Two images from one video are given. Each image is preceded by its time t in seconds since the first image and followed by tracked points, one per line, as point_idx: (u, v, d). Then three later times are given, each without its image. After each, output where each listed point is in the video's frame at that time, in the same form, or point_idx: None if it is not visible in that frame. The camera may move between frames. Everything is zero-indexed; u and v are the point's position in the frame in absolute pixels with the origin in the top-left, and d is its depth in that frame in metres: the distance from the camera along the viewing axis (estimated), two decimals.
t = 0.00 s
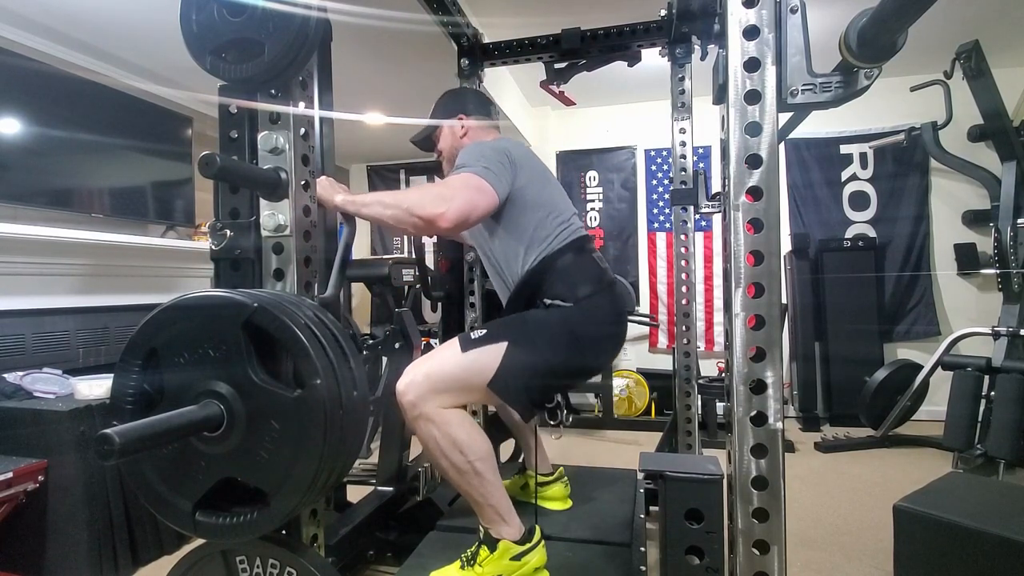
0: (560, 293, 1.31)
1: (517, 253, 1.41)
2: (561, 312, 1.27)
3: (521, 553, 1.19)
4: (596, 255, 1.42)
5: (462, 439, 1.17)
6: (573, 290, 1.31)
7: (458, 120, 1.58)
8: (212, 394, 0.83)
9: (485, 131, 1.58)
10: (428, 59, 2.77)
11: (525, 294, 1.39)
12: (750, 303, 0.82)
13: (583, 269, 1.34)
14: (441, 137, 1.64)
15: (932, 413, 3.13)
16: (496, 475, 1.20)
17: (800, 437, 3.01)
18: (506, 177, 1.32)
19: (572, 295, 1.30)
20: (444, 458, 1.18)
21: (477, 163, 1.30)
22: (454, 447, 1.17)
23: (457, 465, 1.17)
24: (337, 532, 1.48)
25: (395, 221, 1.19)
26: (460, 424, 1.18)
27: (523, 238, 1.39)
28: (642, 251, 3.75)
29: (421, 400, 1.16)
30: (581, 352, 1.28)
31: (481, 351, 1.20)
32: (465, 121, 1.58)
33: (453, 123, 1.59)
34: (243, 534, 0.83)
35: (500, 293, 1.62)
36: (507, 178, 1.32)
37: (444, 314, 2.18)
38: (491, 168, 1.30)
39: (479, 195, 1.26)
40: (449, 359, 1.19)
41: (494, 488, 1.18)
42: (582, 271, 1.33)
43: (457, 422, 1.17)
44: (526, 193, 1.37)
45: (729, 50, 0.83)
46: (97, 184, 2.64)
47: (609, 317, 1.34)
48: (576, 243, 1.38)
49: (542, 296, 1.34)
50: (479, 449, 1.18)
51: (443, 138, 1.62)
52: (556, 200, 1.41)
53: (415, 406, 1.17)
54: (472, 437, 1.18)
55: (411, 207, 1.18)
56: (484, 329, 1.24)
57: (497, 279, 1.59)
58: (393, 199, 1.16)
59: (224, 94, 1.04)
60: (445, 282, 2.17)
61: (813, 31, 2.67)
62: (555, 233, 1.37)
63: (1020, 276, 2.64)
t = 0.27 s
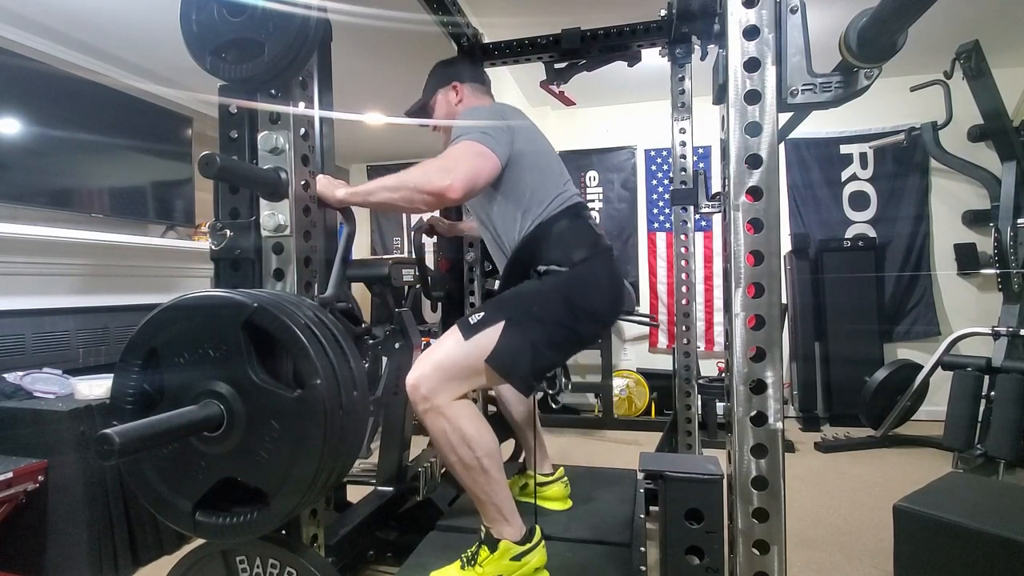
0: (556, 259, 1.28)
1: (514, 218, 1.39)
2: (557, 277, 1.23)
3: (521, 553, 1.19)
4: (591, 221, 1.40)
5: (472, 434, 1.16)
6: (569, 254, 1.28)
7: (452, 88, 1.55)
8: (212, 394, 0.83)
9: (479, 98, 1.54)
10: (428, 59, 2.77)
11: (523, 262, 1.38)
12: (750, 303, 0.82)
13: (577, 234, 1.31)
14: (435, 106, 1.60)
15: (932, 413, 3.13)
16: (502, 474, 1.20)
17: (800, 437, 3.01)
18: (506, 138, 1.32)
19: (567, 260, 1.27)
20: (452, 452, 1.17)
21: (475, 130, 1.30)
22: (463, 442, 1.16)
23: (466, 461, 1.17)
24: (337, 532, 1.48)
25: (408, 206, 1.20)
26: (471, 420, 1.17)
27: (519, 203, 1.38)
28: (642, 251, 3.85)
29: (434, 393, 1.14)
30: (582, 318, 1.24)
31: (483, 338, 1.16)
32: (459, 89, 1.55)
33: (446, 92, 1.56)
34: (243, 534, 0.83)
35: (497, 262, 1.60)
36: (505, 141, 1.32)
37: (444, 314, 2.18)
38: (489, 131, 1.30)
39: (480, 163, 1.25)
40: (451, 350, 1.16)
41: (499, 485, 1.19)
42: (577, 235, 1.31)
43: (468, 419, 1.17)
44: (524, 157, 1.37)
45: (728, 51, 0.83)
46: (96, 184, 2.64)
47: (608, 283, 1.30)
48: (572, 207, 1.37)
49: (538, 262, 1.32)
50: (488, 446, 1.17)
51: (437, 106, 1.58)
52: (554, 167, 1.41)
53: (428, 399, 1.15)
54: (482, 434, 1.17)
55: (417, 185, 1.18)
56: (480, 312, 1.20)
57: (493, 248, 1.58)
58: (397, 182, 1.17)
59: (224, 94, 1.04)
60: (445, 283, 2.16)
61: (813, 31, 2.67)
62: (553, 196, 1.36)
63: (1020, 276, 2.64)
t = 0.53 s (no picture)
0: (546, 208, 1.26)
1: (505, 163, 1.33)
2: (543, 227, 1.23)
3: (521, 553, 1.19)
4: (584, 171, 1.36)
5: (493, 423, 1.18)
6: (558, 202, 1.26)
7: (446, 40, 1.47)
8: (212, 394, 0.83)
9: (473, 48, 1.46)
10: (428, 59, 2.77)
11: (513, 212, 1.35)
12: (750, 303, 0.82)
13: (569, 181, 1.29)
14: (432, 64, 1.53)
15: (932, 413, 3.13)
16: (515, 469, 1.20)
17: (800, 437, 3.01)
18: (498, 84, 1.27)
19: (557, 208, 1.25)
20: (473, 441, 1.17)
21: (466, 75, 1.25)
22: (485, 431, 1.17)
23: (485, 450, 1.17)
24: (337, 532, 1.48)
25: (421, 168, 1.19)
26: (492, 408, 1.18)
27: (511, 147, 1.32)
28: (642, 251, 3.81)
29: (460, 378, 1.15)
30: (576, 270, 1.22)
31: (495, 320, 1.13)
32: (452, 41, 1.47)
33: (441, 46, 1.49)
34: (243, 534, 0.83)
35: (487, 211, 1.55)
36: (498, 83, 1.27)
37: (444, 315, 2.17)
38: (482, 75, 1.25)
39: (465, 104, 1.21)
40: (479, 335, 1.15)
41: (510, 485, 1.18)
42: (568, 182, 1.29)
43: (489, 407, 1.18)
44: (516, 100, 1.32)
45: (728, 51, 0.83)
46: (96, 184, 2.64)
47: (600, 229, 1.28)
48: (564, 156, 1.33)
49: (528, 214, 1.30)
50: (504, 440, 1.18)
51: (432, 62, 1.53)
52: (546, 113, 1.36)
53: (456, 384, 1.15)
54: (502, 425, 1.19)
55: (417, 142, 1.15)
56: (479, 291, 1.18)
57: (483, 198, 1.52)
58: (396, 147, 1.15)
59: (224, 94, 1.04)
60: (445, 282, 2.15)
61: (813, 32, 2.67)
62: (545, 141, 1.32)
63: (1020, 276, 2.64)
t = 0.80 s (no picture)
0: (531, 177, 1.23)
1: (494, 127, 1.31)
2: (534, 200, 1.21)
3: (522, 553, 1.17)
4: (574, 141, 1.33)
5: (520, 413, 1.16)
6: (544, 171, 1.23)
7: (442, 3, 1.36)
8: (212, 394, 0.83)
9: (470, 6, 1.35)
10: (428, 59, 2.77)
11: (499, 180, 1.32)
12: (750, 303, 0.82)
13: (556, 149, 1.25)
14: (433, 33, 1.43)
15: (932, 413, 3.13)
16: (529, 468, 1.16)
17: (800, 437, 3.01)
18: (494, 44, 1.21)
19: (541, 178, 1.23)
20: (498, 431, 1.16)
21: (460, 30, 1.19)
22: (510, 420, 1.15)
23: (506, 441, 1.15)
24: (337, 533, 1.48)
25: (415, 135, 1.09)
26: (522, 399, 1.17)
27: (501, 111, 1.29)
28: (642, 252, 3.75)
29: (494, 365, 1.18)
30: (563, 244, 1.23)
31: (509, 313, 1.16)
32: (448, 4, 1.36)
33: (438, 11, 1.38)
34: (244, 534, 0.83)
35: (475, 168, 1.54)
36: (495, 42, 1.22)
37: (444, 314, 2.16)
38: (477, 33, 1.19)
39: (453, 63, 1.15)
40: (514, 325, 1.18)
41: (522, 480, 1.15)
42: (555, 151, 1.25)
43: (520, 398, 1.16)
44: (511, 61, 1.27)
45: (728, 50, 0.82)
46: (96, 184, 2.64)
47: (584, 204, 1.28)
48: (557, 125, 1.30)
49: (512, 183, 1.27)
50: (527, 435, 1.16)
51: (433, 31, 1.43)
52: (543, 77, 1.33)
53: (490, 370, 1.18)
54: (529, 418, 1.17)
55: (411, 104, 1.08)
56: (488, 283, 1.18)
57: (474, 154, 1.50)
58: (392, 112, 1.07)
59: (224, 94, 1.04)
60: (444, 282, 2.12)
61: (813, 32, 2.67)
62: (536, 108, 1.29)
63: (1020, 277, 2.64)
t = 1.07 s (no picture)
0: (524, 179, 1.23)
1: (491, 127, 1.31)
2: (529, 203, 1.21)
3: (522, 554, 1.17)
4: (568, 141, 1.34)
5: (516, 414, 1.16)
6: (536, 174, 1.23)
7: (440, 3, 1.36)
8: (212, 394, 0.83)
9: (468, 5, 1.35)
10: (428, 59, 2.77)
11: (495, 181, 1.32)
12: (750, 303, 0.82)
13: (549, 151, 1.26)
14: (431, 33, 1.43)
15: (932, 413, 3.13)
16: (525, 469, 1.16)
17: (800, 437, 3.01)
18: (492, 44, 1.21)
19: (534, 180, 1.23)
20: (494, 431, 1.16)
21: (458, 30, 1.19)
22: (506, 421, 1.15)
23: (502, 442, 1.15)
24: (337, 533, 1.48)
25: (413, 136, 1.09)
26: (517, 400, 1.16)
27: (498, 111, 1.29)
28: (642, 251, 3.75)
29: (490, 366, 1.18)
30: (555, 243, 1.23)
31: (504, 314, 1.17)
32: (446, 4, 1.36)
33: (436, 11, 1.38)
34: (244, 534, 0.83)
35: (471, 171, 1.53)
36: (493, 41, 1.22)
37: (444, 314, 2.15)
38: (476, 31, 1.19)
39: (450, 63, 1.15)
40: (510, 326, 1.18)
41: (519, 480, 1.15)
42: (547, 152, 1.25)
43: (515, 398, 1.16)
44: (508, 61, 1.27)
45: (728, 50, 0.82)
46: (96, 184, 2.64)
47: (577, 205, 1.28)
48: (553, 125, 1.30)
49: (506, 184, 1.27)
50: (524, 435, 1.16)
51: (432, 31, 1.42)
52: (542, 78, 1.33)
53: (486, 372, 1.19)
54: (525, 419, 1.16)
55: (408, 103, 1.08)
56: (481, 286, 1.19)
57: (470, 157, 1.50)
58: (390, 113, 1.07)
59: (224, 94, 1.04)
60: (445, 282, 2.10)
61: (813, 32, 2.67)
62: (532, 108, 1.29)
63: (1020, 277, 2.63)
